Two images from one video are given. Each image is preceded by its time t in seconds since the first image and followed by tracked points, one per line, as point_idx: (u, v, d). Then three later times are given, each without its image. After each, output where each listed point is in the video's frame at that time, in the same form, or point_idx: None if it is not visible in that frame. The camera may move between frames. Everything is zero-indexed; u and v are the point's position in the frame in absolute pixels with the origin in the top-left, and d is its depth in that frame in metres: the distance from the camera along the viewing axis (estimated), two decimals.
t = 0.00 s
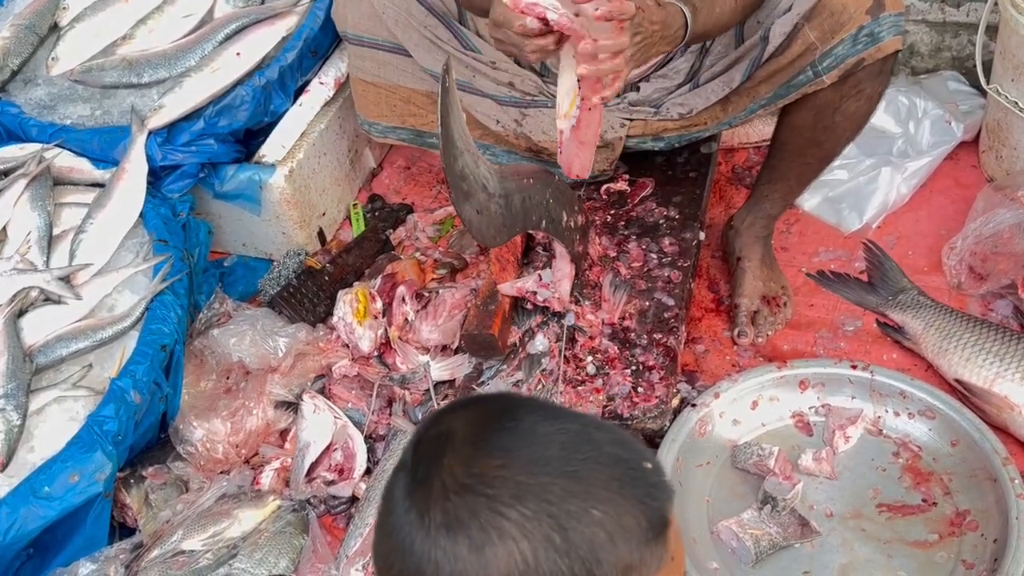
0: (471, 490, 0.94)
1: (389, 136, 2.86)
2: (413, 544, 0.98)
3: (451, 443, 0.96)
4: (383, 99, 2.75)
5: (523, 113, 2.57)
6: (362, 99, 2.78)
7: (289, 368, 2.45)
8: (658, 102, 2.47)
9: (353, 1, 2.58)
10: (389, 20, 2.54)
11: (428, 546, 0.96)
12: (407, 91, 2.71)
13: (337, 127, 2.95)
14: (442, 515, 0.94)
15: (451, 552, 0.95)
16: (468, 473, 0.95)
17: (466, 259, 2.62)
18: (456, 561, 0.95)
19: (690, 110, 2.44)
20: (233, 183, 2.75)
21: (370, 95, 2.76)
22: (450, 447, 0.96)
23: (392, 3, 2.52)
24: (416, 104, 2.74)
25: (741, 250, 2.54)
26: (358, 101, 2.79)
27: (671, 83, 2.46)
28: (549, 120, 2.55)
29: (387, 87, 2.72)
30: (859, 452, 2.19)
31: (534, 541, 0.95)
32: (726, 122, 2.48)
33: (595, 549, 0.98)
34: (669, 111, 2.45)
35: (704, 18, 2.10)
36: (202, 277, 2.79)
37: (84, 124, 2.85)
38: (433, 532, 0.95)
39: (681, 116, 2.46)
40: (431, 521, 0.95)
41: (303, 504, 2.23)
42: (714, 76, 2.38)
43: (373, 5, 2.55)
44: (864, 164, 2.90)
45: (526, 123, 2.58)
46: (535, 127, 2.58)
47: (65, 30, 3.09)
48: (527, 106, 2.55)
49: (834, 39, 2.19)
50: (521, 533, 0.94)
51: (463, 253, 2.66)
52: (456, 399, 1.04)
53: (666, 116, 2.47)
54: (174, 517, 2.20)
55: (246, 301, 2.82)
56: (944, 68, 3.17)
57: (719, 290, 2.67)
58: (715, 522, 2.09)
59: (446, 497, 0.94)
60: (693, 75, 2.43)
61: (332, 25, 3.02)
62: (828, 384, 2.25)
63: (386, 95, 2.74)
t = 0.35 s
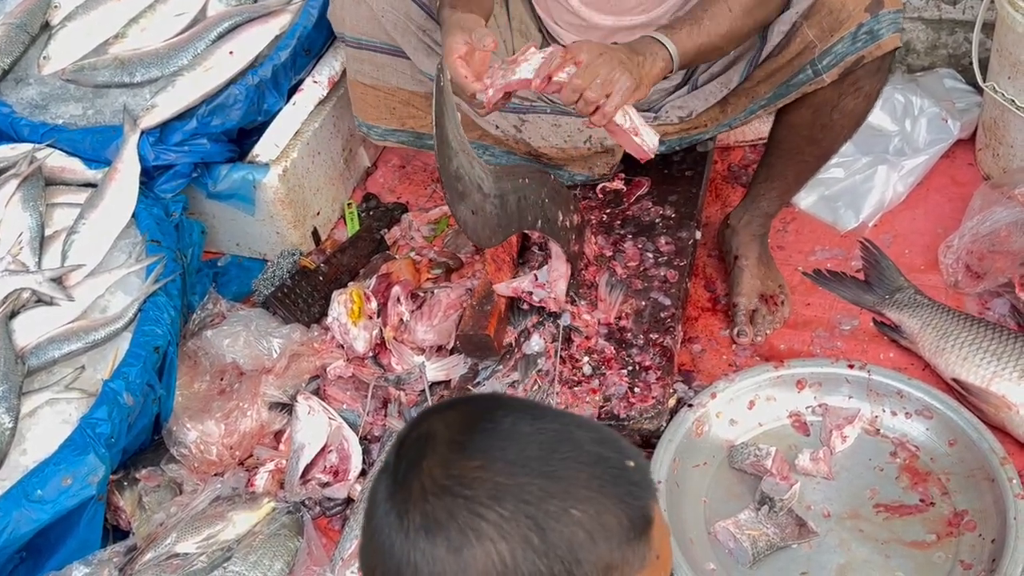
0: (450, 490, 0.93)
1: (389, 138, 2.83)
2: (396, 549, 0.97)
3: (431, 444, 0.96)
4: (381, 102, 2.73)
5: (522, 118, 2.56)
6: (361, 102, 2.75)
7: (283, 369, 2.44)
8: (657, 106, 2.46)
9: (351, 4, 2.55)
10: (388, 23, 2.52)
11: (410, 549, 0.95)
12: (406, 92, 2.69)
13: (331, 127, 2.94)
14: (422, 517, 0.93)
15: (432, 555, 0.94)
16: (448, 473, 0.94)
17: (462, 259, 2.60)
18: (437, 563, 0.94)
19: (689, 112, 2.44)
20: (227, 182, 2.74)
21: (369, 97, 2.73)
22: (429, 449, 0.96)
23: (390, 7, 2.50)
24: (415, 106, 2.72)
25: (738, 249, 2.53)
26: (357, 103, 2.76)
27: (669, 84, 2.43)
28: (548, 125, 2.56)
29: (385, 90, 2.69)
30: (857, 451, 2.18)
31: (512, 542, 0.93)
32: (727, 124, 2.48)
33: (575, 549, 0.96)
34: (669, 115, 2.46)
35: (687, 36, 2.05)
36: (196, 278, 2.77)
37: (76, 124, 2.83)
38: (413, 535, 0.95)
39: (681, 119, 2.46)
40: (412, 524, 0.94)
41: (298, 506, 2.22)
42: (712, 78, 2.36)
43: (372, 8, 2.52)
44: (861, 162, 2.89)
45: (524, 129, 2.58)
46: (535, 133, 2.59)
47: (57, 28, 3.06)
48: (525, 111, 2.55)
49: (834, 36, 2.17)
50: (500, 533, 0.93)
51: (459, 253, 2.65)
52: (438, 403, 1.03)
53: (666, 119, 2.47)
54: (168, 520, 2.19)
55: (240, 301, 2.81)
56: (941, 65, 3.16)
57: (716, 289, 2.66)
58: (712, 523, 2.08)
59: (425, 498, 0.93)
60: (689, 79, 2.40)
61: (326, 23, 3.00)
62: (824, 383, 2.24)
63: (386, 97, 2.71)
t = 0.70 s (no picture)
0: (448, 493, 0.85)
1: (384, 141, 2.79)
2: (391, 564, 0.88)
3: (423, 446, 0.87)
4: (376, 104, 2.69)
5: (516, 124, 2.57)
6: (355, 104, 2.72)
7: (281, 369, 2.42)
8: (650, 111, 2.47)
9: (346, 6, 2.54)
10: (382, 26, 2.51)
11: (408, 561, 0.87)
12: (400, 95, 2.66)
13: (328, 125, 2.92)
14: (418, 525, 0.85)
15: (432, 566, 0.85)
16: (445, 474, 0.86)
17: (460, 258, 2.59)
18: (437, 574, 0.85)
19: (683, 117, 2.43)
20: (224, 181, 2.72)
21: (363, 100, 2.70)
22: (422, 450, 0.87)
23: (386, 9, 2.49)
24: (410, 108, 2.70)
25: (736, 248, 2.53)
26: (351, 106, 2.73)
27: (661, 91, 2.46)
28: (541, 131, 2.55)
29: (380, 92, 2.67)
30: (858, 449, 2.18)
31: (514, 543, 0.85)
32: (718, 128, 2.45)
33: (576, 545, 0.89)
34: (664, 120, 2.44)
35: (641, 53, 1.92)
36: (192, 278, 2.75)
37: (71, 123, 2.81)
38: (411, 542, 0.86)
39: (674, 124, 2.45)
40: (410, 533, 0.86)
41: (297, 506, 2.21)
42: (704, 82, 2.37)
43: (366, 9, 2.51)
44: (859, 159, 2.88)
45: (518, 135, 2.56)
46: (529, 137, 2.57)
47: (51, 27, 3.04)
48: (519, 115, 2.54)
49: (819, 41, 2.15)
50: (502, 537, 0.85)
51: (457, 252, 2.64)
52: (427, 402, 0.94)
53: (660, 124, 2.45)
54: (166, 521, 2.17)
55: (237, 301, 2.79)
56: (938, 62, 3.16)
57: (715, 287, 2.65)
58: (713, 521, 2.07)
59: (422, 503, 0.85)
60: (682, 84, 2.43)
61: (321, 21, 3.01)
62: (825, 381, 2.23)
63: (379, 99, 2.68)
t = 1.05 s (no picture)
0: (453, 485, 0.92)
1: (384, 146, 2.81)
2: None
3: (406, 453, 0.92)
4: (376, 110, 2.71)
5: (514, 130, 2.58)
6: (354, 109, 2.72)
7: (280, 372, 2.43)
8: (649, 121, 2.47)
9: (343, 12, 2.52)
10: (381, 32, 2.50)
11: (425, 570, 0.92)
12: (400, 100, 2.68)
13: (325, 127, 2.92)
14: (432, 524, 0.90)
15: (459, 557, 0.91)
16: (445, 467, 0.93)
17: (458, 260, 2.59)
18: (471, 560, 0.91)
19: (680, 124, 2.43)
20: (221, 184, 2.72)
21: (363, 105, 2.70)
22: (405, 457, 0.91)
23: (384, 15, 2.48)
24: (408, 112, 2.71)
25: (734, 249, 2.54)
26: (350, 112, 2.73)
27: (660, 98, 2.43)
28: (541, 136, 2.57)
29: (379, 98, 2.68)
30: (856, 449, 2.18)
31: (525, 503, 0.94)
32: (717, 133, 2.46)
33: (580, 496, 1.00)
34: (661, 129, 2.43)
35: (658, 94, 1.97)
36: (190, 280, 2.75)
37: (68, 126, 2.81)
38: (432, 543, 0.91)
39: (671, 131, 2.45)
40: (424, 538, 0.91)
41: (297, 509, 2.19)
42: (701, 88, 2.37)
43: (365, 16, 2.49)
44: (856, 159, 2.89)
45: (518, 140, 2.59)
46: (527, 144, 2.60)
47: (47, 29, 3.03)
48: (518, 122, 2.57)
49: (815, 44, 2.13)
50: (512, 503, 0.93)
51: (455, 254, 2.64)
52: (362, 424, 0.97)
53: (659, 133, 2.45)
54: (165, 525, 2.16)
55: (235, 304, 2.79)
56: (933, 63, 3.17)
57: (713, 288, 2.66)
58: (713, 522, 2.08)
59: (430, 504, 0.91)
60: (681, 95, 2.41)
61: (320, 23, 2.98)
62: (824, 381, 2.24)
63: (379, 105, 2.69)
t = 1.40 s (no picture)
0: (463, 426, 0.97)
1: (393, 141, 2.80)
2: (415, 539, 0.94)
3: (407, 409, 0.96)
4: (385, 104, 2.71)
5: (517, 131, 2.56)
6: (362, 102, 2.73)
7: (278, 373, 2.44)
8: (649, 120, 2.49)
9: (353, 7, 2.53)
10: (393, 25, 2.50)
11: (440, 526, 0.94)
12: (409, 94, 2.67)
13: (321, 127, 2.92)
14: (452, 476, 0.94)
15: (476, 505, 0.95)
16: (457, 425, 0.97)
17: (455, 260, 2.59)
18: (497, 489, 0.96)
19: (681, 123, 2.44)
20: (218, 185, 2.71)
21: (373, 100, 2.71)
22: (405, 413, 0.96)
23: (394, 8, 2.47)
24: (416, 107, 2.71)
25: (732, 247, 2.54)
26: (359, 105, 2.74)
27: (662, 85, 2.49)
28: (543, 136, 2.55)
29: (389, 91, 2.68)
30: (854, 448, 2.19)
31: (528, 452, 1.01)
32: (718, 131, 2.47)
33: (554, 436, 1.09)
34: (661, 131, 2.46)
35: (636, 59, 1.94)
36: (187, 281, 2.75)
37: (64, 127, 2.81)
38: (455, 480, 0.94)
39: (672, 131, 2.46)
40: (443, 490, 0.94)
41: (296, 510, 2.17)
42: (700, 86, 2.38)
43: (377, 8, 2.50)
44: (851, 159, 2.90)
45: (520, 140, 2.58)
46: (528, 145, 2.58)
47: (43, 31, 3.03)
48: (521, 123, 2.56)
49: (811, 33, 2.13)
50: (517, 454, 1.00)
51: (452, 254, 2.64)
52: (347, 406, 0.99)
53: (658, 134, 2.48)
54: (164, 526, 2.16)
55: (232, 305, 2.79)
56: (927, 62, 3.18)
57: (710, 287, 2.66)
58: (712, 520, 2.08)
59: (448, 455, 0.95)
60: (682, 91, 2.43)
61: (317, 23, 2.98)
62: (822, 380, 2.25)
63: (389, 99, 2.70)
